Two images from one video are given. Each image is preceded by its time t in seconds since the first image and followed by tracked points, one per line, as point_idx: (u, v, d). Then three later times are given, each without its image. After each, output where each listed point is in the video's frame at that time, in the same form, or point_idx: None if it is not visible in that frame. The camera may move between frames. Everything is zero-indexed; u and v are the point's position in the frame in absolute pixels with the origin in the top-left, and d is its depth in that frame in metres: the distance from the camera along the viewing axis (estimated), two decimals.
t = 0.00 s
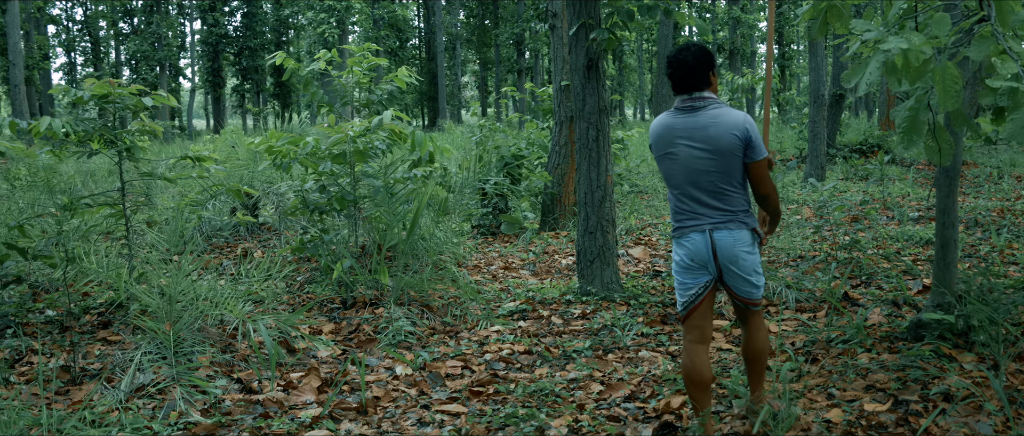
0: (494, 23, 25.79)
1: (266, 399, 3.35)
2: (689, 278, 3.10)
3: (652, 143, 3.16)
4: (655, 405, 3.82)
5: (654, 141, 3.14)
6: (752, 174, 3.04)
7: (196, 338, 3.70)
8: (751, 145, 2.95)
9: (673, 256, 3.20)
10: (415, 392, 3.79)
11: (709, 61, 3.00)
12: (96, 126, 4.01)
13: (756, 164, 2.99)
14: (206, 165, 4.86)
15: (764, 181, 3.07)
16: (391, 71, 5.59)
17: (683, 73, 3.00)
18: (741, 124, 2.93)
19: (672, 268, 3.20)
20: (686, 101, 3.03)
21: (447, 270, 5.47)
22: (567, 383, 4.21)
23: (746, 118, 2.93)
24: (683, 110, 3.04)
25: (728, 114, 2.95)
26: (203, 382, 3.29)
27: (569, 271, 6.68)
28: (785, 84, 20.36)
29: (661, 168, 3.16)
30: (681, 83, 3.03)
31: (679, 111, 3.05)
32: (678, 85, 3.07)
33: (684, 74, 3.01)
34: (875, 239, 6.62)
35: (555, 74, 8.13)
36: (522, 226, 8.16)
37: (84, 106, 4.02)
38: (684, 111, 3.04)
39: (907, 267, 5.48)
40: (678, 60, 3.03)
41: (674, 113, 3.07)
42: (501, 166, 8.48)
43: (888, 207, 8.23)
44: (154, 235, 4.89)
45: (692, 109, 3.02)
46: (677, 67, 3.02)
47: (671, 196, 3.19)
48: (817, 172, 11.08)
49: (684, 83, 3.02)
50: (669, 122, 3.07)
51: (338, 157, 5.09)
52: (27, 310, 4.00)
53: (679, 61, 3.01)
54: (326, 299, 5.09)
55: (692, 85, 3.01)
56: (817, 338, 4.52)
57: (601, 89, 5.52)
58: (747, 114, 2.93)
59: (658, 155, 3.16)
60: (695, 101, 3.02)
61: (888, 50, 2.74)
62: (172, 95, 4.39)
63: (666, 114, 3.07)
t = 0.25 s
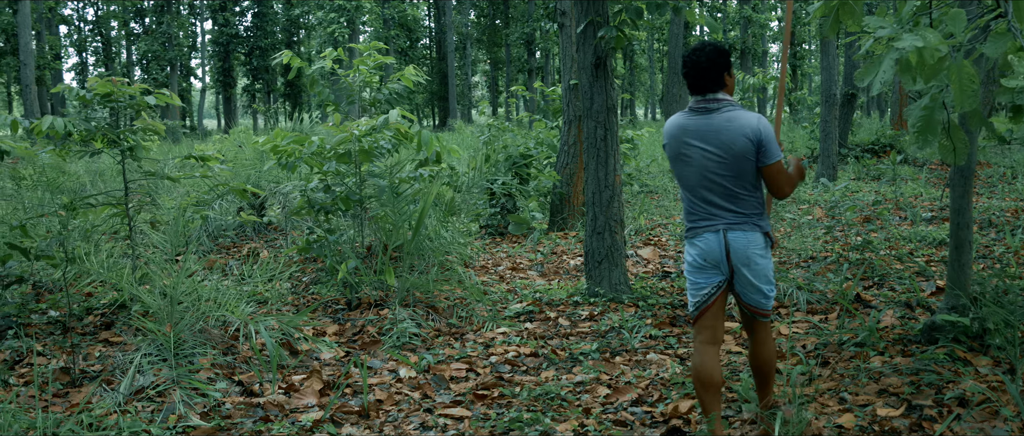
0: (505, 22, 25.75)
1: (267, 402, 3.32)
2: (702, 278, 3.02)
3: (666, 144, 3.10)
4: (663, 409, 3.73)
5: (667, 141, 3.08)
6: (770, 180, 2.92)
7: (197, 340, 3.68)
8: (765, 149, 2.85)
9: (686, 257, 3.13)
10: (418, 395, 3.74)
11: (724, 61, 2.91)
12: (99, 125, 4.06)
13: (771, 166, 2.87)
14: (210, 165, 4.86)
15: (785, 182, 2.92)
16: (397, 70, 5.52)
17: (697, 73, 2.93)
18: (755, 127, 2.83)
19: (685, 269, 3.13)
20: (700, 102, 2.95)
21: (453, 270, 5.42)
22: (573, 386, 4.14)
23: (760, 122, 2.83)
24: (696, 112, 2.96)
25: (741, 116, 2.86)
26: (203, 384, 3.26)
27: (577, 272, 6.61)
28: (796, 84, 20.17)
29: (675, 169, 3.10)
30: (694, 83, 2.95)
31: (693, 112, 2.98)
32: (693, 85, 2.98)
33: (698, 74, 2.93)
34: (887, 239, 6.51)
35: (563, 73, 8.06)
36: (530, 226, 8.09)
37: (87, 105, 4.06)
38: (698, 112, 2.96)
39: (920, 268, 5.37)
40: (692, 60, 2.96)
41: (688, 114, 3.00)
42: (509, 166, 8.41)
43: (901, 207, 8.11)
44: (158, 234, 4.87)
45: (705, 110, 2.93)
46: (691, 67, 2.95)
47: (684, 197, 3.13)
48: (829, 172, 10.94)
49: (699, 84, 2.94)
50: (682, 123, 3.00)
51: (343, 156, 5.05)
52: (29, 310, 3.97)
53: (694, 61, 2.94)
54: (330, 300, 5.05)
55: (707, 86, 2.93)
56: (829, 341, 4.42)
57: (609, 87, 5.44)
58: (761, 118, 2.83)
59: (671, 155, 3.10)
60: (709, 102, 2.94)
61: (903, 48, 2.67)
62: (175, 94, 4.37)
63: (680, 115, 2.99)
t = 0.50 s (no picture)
0: (514, 21, 25.68)
1: (268, 405, 3.30)
2: (727, 273, 3.03)
3: (695, 142, 3.10)
4: (671, 414, 3.65)
5: (696, 140, 3.08)
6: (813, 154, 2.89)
7: (198, 342, 3.69)
8: (795, 145, 2.82)
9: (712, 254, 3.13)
10: (422, 399, 3.69)
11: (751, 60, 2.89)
12: (101, 123, 4.07)
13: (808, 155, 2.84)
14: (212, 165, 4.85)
15: (819, 146, 2.86)
16: (404, 68, 5.45)
17: (723, 72, 2.91)
18: (782, 127, 2.81)
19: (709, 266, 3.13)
20: (727, 100, 2.94)
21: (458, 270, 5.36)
22: (580, 389, 4.06)
23: (789, 118, 2.80)
24: (724, 111, 2.96)
25: (769, 116, 2.84)
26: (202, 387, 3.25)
27: (585, 273, 6.53)
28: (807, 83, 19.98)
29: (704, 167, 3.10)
30: (721, 82, 2.94)
31: (720, 110, 2.97)
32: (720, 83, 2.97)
33: (725, 73, 2.92)
34: (900, 239, 6.39)
35: (572, 71, 7.97)
36: (538, 226, 8.02)
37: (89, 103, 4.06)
38: (725, 110, 2.95)
39: (933, 269, 5.26)
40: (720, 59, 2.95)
41: (716, 113, 2.99)
42: (517, 166, 8.32)
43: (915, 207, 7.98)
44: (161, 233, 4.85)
45: (732, 110, 2.92)
46: (717, 67, 2.94)
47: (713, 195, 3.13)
48: (840, 171, 10.80)
49: (725, 82, 2.93)
50: (710, 122, 2.99)
51: (346, 155, 4.93)
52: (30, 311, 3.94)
53: (720, 60, 2.92)
54: (335, 300, 5.00)
55: (733, 84, 2.92)
56: (840, 343, 4.32)
57: (617, 85, 5.37)
58: (790, 113, 2.80)
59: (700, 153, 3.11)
60: (736, 101, 2.92)
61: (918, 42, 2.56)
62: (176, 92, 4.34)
63: (707, 114, 2.99)
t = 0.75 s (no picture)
0: (522, 21, 25.60)
1: (269, 412, 3.24)
2: (749, 271, 3.07)
3: (728, 139, 3.18)
4: (682, 421, 3.56)
5: (729, 137, 3.16)
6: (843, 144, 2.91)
7: (198, 346, 3.65)
8: (823, 141, 2.86)
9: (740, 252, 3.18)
10: (426, 405, 3.61)
11: (781, 56, 2.95)
12: (102, 123, 4.05)
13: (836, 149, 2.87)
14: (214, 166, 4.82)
15: (850, 136, 2.89)
16: (410, 67, 5.37)
17: (752, 69, 2.99)
18: (809, 123, 2.85)
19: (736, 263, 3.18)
20: (756, 98, 3.01)
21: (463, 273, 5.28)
22: (587, 395, 3.97)
23: (816, 114, 2.84)
24: (753, 108, 3.02)
25: (795, 112, 2.88)
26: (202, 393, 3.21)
27: (593, 275, 6.44)
28: (817, 83, 19.79)
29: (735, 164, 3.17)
30: (751, 79, 3.01)
31: (749, 108, 3.04)
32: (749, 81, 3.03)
33: (754, 70, 2.99)
34: (912, 241, 6.27)
35: (580, 71, 7.88)
36: (545, 228, 7.93)
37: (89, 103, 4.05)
38: (754, 108, 3.01)
39: (947, 271, 5.15)
40: (749, 56, 3.01)
41: (746, 111, 3.06)
42: (524, 166, 8.23)
43: (927, 208, 7.84)
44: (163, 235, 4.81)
45: (761, 107, 2.99)
46: (746, 64, 3.01)
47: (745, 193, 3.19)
48: (850, 171, 10.66)
49: (754, 80, 2.99)
50: (741, 119, 3.07)
51: (350, 155, 4.85)
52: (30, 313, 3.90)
53: (748, 58, 3.00)
54: (339, 303, 4.94)
55: (761, 82, 2.98)
56: (853, 348, 4.20)
57: (625, 85, 5.27)
58: (817, 108, 2.84)
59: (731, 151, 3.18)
60: (764, 98, 2.98)
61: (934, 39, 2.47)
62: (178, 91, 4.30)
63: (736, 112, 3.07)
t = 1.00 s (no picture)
0: (529, 22, 25.53)
1: (269, 419, 3.17)
2: (761, 274, 3.07)
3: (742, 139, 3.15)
4: (691, 429, 3.46)
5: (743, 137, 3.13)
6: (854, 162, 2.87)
7: (198, 351, 3.59)
8: (833, 144, 2.78)
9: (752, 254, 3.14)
10: (430, 412, 3.53)
11: (792, 57, 2.89)
12: (101, 124, 4.01)
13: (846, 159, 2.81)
14: (216, 168, 4.77)
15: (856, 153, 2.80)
16: (415, 67, 5.30)
17: (763, 69, 2.94)
18: (818, 124, 2.78)
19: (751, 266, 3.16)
20: (767, 98, 2.96)
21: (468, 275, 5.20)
22: (593, 402, 3.88)
23: (825, 116, 2.77)
24: (765, 109, 2.98)
25: (804, 113, 2.83)
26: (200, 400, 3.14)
27: (600, 278, 6.34)
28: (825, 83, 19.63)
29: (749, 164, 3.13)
30: (762, 80, 2.96)
31: (761, 108, 3.00)
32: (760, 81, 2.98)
33: (765, 70, 2.94)
34: (923, 243, 6.15)
35: (586, 71, 7.79)
36: (550, 229, 7.84)
37: (89, 103, 4.00)
38: (765, 108, 2.97)
39: (958, 274, 5.04)
40: (760, 57, 2.97)
41: (758, 112, 3.02)
42: (530, 167, 8.15)
43: (939, 210, 7.71)
44: (164, 237, 4.75)
45: (772, 107, 2.94)
46: (757, 64, 2.97)
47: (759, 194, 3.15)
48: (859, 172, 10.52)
49: (765, 80, 2.95)
50: (752, 120, 3.03)
51: (354, 157, 4.78)
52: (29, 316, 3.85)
53: (760, 57, 2.96)
54: (342, 306, 4.86)
55: (772, 82, 2.93)
56: (865, 353, 4.09)
57: (633, 85, 5.18)
58: (825, 111, 2.77)
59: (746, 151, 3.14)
60: (775, 98, 2.93)
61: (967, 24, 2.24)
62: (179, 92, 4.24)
63: (749, 111, 3.04)
